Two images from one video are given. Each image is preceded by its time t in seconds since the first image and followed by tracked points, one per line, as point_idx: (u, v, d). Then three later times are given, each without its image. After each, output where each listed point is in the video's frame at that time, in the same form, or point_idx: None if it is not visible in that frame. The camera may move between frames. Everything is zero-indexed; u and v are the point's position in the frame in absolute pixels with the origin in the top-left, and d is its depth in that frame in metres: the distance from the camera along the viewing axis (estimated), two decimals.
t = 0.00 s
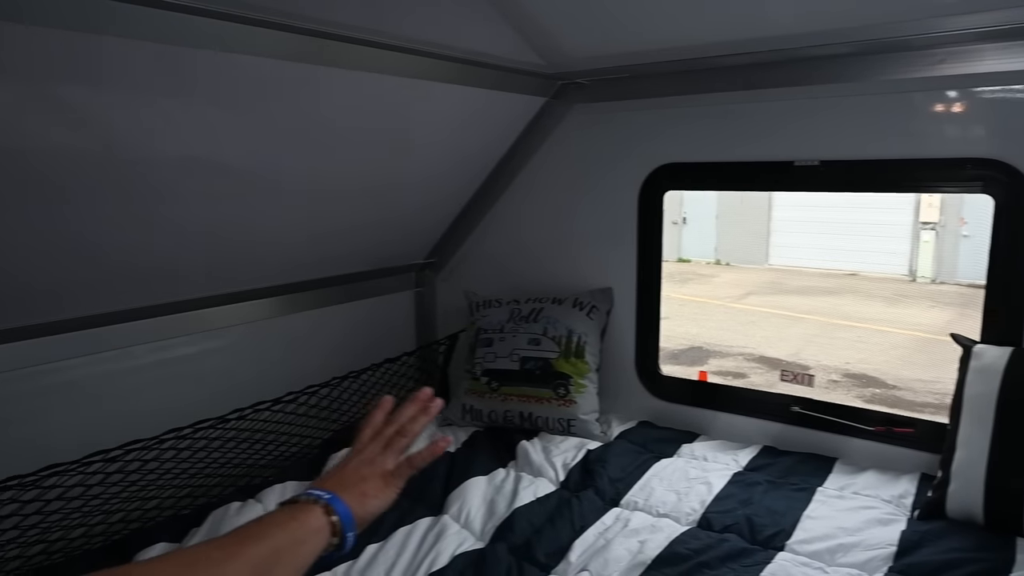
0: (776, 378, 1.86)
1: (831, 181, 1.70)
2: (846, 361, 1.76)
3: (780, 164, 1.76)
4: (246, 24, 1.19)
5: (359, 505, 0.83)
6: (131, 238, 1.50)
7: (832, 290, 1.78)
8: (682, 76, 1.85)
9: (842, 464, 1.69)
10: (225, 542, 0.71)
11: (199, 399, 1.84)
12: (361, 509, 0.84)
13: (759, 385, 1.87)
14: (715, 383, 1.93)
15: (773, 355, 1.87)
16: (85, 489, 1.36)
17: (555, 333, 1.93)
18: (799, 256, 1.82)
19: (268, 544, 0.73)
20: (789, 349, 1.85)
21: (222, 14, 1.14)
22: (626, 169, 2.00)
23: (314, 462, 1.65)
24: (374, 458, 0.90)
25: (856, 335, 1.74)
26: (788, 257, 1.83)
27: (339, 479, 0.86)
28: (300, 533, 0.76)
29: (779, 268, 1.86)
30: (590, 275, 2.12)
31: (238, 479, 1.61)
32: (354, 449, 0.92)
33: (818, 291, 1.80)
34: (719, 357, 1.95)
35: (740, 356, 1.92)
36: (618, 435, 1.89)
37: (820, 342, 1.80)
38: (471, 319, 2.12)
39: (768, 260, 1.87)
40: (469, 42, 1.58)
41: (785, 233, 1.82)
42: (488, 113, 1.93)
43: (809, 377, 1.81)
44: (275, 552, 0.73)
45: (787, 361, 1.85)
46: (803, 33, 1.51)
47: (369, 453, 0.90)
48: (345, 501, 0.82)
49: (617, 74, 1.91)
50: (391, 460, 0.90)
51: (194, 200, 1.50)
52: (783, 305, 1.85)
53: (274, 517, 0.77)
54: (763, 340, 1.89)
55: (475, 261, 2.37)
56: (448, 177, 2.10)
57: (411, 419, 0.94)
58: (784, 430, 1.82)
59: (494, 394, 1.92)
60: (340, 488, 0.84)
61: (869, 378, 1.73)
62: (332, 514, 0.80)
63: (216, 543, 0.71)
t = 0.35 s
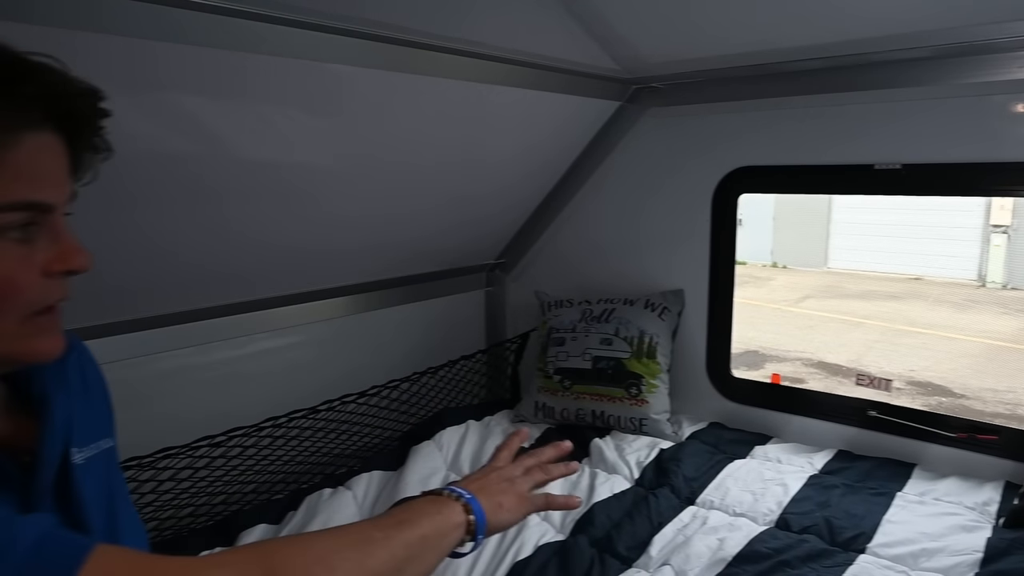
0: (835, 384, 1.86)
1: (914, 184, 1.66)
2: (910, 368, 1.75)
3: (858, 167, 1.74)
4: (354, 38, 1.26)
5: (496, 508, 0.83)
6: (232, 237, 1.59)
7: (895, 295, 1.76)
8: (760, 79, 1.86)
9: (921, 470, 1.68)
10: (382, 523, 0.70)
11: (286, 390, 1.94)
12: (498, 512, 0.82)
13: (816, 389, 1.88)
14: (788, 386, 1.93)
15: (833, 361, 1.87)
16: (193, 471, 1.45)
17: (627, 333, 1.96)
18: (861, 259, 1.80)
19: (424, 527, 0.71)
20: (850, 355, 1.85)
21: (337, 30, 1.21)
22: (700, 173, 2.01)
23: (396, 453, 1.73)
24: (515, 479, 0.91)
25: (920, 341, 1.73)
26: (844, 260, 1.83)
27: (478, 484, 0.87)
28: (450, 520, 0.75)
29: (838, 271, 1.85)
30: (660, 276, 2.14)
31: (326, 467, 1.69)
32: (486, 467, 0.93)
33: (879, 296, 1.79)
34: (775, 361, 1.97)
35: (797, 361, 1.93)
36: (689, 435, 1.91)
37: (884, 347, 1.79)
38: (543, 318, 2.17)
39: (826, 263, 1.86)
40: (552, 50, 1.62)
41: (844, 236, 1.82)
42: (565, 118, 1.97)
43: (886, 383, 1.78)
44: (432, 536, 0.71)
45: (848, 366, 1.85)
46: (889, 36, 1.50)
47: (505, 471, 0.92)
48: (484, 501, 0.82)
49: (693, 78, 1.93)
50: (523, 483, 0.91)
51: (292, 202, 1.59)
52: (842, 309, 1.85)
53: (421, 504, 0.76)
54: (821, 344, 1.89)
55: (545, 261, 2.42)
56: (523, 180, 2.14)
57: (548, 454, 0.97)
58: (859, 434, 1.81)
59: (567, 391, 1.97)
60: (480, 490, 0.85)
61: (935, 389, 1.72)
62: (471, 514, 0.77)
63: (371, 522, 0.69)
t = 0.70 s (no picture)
0: (907, 393, 1.84)
1: (1012, 189, 1.61)
2: (988, 378, 1.73)
3: (952, 171, 1.69)
4: (466, 49, 1.30)
5: (604, 457, 0.80)
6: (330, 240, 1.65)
7: (974, 301, 1.75)
8: (849, 81, 1.83)
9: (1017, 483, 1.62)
10: (513, 485, 0.74)
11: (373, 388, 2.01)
12: (603, 456, 0.81)
13: (889, 396, 1.86)
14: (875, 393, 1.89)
15: (904, 368, 1.86)
16: (291, 461, 1.52)
17: (706, 335, 1.96)
18: (932, 264, 1.79)
19: (551, 487, 0.74)
20: (924, 363, 1.83)
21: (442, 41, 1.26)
22: (784, 177, 1.99)
23: (478, 448, 1.77)
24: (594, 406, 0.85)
25: (1002, 351, 1.72)
26: (913, 264, 1.81)
27: (570, 437, 0.82)
28: (572, 482, 0.76)
29: (911, 276, 1.83)
30: (740, 280, 2.12)
31: (411, 460, 1.75)
32: (570, 405, 0.87)
33: (956, 302, 1.77)
34: (843, 368, 1.95)
35: (865, 369, 1.92)
36: (769, 441, 1.89)
37: (959, 356, 1.77)
38: (619, 320, 2.18)
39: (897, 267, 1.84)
40: (642, 56, 1.63)
41: (916, 239, 1.80)
42: (649, 122, 1.98)
43: (979, 393, 1.74)
44: (559, 496, 0.74)
45: (920, 376, 1.83)
46: (993, 36, 1.45)
47: (591, 411, 0.85)
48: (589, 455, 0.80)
49: (779, 80, 1.91)
50: (614, 415, 0.85)
51: (391, 207, 1.65)
52: (915, 315, 1.84)
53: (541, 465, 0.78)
54: (891, 352, 1.88)
55: (620, 263, 2.43)
56: (603, 183, 2.16)
57: (629, 376, 0.86)
58: (947, 444, 1.77)
59: (644, 395, 1.99)
60: (575, 444, 0.81)
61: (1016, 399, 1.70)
62: (585, 473, 0.77)
63: (501, 485, 0.73)
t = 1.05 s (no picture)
0: (997, 407, 1.80)
1: None
2: None
3: None
4: (568, 67, 1.33)
5: (756, 448, 0.79)
6: (426, 253, 1.70)
7: None
8: (952, 89, 1.76)
9: None
10: (653, 492, 0.75)
11: (460, 393, 2.06)
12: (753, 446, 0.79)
13: (978, 411, 1.82)
14: (974, 411, 1.82)
15: (992, 381, 1.82)
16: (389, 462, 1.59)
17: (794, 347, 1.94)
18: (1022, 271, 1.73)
19: (690, 489, 0.75)
20: (1014, 376, 1.78)
21: (543, 60, 1.29)
22: (880, 188, 1.93)
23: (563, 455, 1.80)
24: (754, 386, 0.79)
25: None
26: (1003, 270, 1.76)
27: (726, 424, 0.78)
28: (715, 476, 0.77)
29: (999, 283, 1.78)
30: (831, 292, 2.08)
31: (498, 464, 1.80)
32: (730, 376, 0.81)
33: None
34: (928, 381, 1.92)
35: (952, 381, 1.87)
36: (861, 457, 1.85)
37: None
38: (701, 329, 2.17)
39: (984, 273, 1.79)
40: (737, 68, 1.62)
41: (1008, 248, 1.75)
42: (741, 132, 1.96)
43: None
44: (695, 497, 0.75)
45: (1011, 390, 1.79)
46: None
47: (753, 393, 0.79)
48: (742, 448, 0.78)
49: (877, 88, 1.86)
50: (780, 401, 0.80)
51: (488, 221, 1.69)
52: (1004, 323, 1.78)
53: (679, 457, 0.78)
54: (978, 363, 1.84)
55: (704, 273, 2.41)
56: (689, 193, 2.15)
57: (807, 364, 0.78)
58: None
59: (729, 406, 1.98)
60: (731, 433, 0.78)
61: None
62: (734, 470, 0.77)
63: (637, 493, 0.74)
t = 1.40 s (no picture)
0: None
1: None
2: None
3: None
4: (662, 80, 1.34)
5: (865, 476, 0.78)
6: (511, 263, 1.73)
7: None
8: None
9: None
10: (767, 524, 0.73)
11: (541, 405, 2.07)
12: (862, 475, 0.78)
13: None
14: None
15: None
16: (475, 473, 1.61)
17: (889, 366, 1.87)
18: None
19: (801, 521, 0.75)
20: None
21: (635, 73, 1.29)
22: (984, 202, 1.85)
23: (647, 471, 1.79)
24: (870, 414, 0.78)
25: None
26: None
27: (839, 452, 0.78)
28: (824, 505, 0.76)
29: None
30: (930, 310, 1.99)
31: (580, 478, 1.80)
32: (845, 403, 0.79)
33: None
34: None
35: None
36: (964, 485, 1.76)
37: None
38: (790, 347, 2.13)
39: None
40: (832, 79, 1.58)
41: None
42: (833, 145, 1.91)
43: None
44: (805, 528, 0.75)
45: None
46: None
47: (869, 423, 0.78)
48: (852, 479, 0.77)
49: (982, 98, 1.78)
50: (891, 428, 0.79)
51: (575, 234, 1.70)
52: None
53: (789, 486, 0.77)
54: None
55: (791, 289, 2.35)
56: (777, 207, 2.10)
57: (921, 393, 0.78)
58: None
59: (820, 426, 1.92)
60: (844, 461, 0.77)
61: None
62: (844, 500, 0.77)
63: (749, 521, 0.73)
